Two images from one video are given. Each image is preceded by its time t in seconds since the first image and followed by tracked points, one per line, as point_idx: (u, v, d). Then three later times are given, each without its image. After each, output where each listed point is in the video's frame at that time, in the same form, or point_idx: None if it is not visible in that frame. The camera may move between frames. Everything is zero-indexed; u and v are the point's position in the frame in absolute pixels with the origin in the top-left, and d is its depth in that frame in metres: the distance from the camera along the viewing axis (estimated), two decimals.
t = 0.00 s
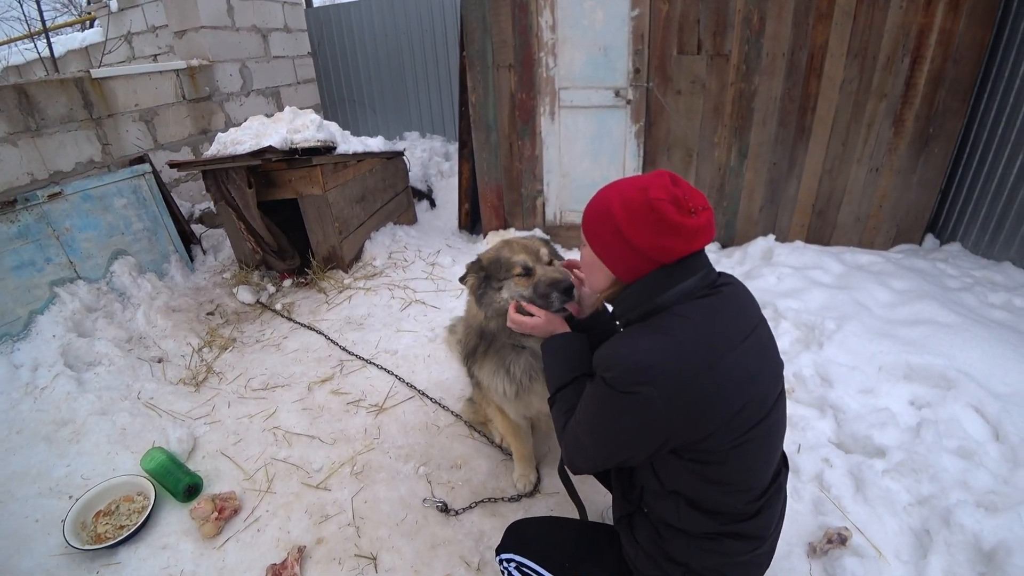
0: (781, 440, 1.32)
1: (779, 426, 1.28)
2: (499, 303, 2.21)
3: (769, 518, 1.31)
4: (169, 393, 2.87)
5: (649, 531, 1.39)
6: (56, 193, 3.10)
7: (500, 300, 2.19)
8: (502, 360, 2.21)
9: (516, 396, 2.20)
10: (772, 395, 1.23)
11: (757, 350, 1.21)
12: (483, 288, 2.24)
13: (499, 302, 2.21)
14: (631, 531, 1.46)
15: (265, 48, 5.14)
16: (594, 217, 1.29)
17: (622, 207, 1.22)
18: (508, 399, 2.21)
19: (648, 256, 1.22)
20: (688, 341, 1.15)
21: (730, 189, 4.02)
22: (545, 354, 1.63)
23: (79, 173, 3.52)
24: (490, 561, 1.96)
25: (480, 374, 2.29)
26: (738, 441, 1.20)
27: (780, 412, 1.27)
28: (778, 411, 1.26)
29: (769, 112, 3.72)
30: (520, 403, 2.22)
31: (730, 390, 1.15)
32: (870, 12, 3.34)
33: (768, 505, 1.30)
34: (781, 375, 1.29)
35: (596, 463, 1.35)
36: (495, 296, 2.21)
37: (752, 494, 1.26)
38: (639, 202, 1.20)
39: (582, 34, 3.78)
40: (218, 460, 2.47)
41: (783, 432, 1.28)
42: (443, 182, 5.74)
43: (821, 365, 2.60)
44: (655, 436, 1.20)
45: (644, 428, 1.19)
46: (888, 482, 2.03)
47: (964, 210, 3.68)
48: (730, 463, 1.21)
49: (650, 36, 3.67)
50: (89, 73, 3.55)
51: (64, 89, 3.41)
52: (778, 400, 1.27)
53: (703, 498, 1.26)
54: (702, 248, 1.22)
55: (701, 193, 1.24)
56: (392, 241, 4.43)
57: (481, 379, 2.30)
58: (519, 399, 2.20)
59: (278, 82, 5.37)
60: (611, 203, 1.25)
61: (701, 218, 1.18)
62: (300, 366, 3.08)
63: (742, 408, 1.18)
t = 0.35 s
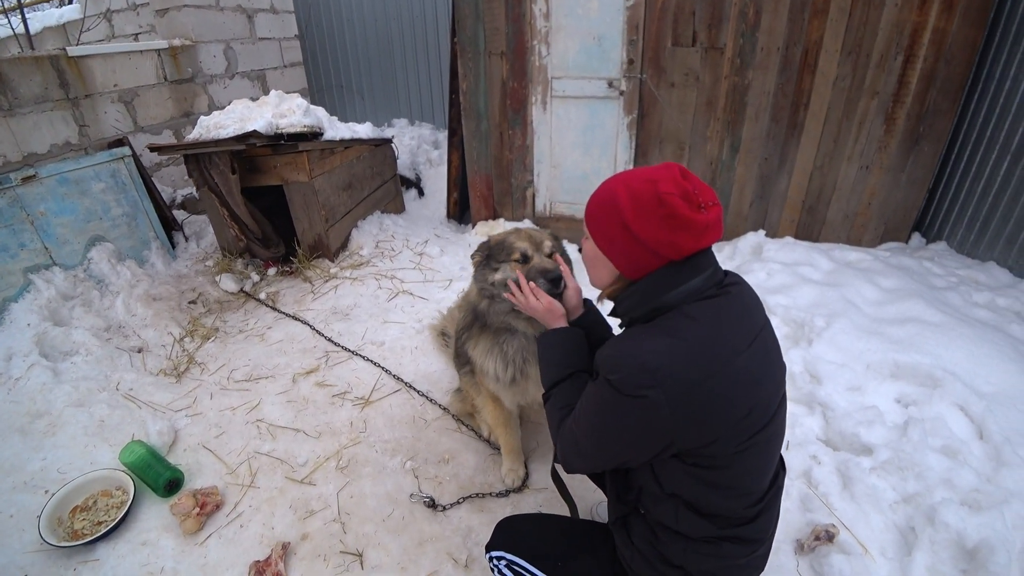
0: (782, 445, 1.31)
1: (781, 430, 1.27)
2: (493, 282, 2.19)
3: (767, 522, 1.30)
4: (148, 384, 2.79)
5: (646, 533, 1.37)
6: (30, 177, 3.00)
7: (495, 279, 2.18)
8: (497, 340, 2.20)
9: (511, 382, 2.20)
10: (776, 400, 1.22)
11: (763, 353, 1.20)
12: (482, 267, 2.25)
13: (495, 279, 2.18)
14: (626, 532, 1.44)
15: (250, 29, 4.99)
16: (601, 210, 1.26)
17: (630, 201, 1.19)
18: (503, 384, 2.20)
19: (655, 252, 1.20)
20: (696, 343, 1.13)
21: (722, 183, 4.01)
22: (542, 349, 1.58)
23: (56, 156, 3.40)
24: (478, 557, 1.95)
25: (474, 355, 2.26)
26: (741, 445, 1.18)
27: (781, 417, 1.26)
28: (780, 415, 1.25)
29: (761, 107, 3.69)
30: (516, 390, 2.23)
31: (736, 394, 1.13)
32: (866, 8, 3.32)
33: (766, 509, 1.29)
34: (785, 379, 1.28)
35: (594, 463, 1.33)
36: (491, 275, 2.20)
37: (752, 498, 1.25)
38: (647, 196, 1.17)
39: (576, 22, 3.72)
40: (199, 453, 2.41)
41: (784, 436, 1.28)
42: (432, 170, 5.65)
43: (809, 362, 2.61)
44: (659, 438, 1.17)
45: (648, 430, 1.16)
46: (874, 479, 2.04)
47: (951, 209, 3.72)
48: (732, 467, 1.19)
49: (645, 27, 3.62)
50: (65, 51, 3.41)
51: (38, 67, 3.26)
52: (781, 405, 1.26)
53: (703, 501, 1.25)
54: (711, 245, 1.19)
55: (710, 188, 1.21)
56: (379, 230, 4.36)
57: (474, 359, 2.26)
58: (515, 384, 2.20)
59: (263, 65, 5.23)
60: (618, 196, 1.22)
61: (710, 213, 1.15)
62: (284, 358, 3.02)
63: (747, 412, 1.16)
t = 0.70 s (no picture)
0: (769, 452, 1.31)
1: (768, 437, 1.27)
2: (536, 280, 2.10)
3: (746, 528, 1.31)
4: (137, 380, 2.77)
5: (627, 529, 1.39)
6: (17, 168, 2.96)
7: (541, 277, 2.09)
8: (510, 348, 2.21)
9: (511, 386, 2.26)
10: (764, 406, 1.22)
11: (755, 358, 1.19)
12: (519, 263, 2.07)
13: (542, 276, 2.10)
14: (610, 528, 1.46)
15: (243, 22, 4.94)
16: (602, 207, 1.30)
17: (628, 198, 1.22)
18: (501, 388, 2.25)
19: (650, 249, 1.22)
20: (684, 343, 1.14)
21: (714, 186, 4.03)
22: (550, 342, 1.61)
23: (45, 148, 3.36)
24: (467, 556, 1.95)
25: (476, 370, 2.25)
26: (725, 447, 1.19)
27: (769, 424, 1.26)
28: (768, 423, 1.25)
29: (755, 111, 3.71)
30: (515, 391, 2.29)
31: (721, 396, 1.14)
32: (859, 15, 3.35)
33: (747, 514, 1.30)
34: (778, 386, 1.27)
35: (580, 455, 1.35)
36: (533, 272, 2.09)
37: (732, 502, 1.26)
38: (643, 194, 1.19)
39: (572, 22, 3.72)
40: (187, 451, 2.40)
41: (771, 444, 1.28)
42: (425, 167, 5.64)
43: (798, 365, 2.64)
44: (641, 433, 1.19)
45: (630, 424, 1.18)
46: (860, 482, 2.07)
47: (939, 214, 3.77)
48: (713, 468, 1.20)
49: (640, 28, 3.63)
50: (54, 41, 3.36)
51: (27, 57, 3.21)
52: (771, 412, 1.26)
53: (683, 501, 1.26)
54: (709, 243, 1.20)
55: (711, 187, 1.22)
56: (372, 227, 4.34)
57: (477, 373, 2.25)
58: (513, 387, 2.26)
59: (257, 58, 5.18)
60: (618, 194, 1.25)
61: (707, 212, 1.16)
62: (274, 354, 3.00)
63: (732, 415, 1.17)
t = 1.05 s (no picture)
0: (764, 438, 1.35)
1: (764, 423, 1.31)
2: (470, 319, 2.19)
3: (744, 512, 1.34)
4: (132, 374, 2.76)
5: (627, 518, 1.41)
6: (14, 162, 2.95)
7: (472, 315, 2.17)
8: (469, 354, 2.28)
9: (487, 384, 2.31)
10: (761, 393, 1.26)
11: (751, 345, 1.24)
12: (453, 305, 2.21)
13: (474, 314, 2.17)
14: (609, 517, 1.48)
15: (241, 19, 4.94)
16: (594, 208, 1.32)
17: (619, 195, 1.26)
18: (482, 385, 2.31)
19: (649, 241, 1.24)
20: (688, 331, 1.16)
21: (709, 186, 4.06)
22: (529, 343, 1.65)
23: (41, 142, 3.34)
24: (462, 550, 1.97)
25: (450, 368, 2.39)
26: (727, 432, 1.22)
27: (765, 410, 1.30)
28: (764, 409, 1.29)
29: (750, 112, 3.75)
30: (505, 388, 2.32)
31: (724, 382, 1.17)
32: (853, 19, 3.40)
33: (745, 499, 1.33)
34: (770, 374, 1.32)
35: (583, 448, 1.35)
36: (464, 312, 2.18)
37: (732, 487, 1.29)
38: (635, 188, 1.23)
39: (569, 23, 3.74)
40: (183, 445, 2.40)
41: (767, 430, 1.32)
42: (422, 166, 5.65)
43: (790, 363, 2.67)
44: (648, 421, 1.20)
45: (638, 414, 1.19)
46: (850, 478, 2.10)
47: (931, 216, 3.81)
48: (716, 455, 1.23)
49: (637, 29, 3.66)
50: (51, 36, 3.35)
51: (24, 52, 3.21)
52: (766, 399, 1.30)
53: (685, 487, 1.28)
54: (699, 232, 1.23)
55: (695, 180, 1.27)
56: (368, 225, 4.35)
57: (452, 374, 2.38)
58: (492, 384, 2.32)
59: (254, 56, 5.18)
60: (609, 193, 1.28)
61: (697, 201, 1.20)
62: (270, 350, 3.01)
63: (733, 400, 1.20)
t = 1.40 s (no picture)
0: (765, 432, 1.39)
1: (766, 418, 1.34)
2: (461, 307, 2.28)
3: (748, 504, 1.37)
4: (140, 362, 2.80)
5: (633, 511, 1.43)
6: (27, 151, 2.99)
7: (462, 302, 2.26)
8: (465, 340, 2.31)
9: (486, 369, 2.29)
10: (764, 389, 1.30)
11: (755, 342, 1.27)
12: (442, 293, 2.32)
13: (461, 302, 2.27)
14: (614, 510, 1.50)
15: (251, 14, 4.98)
16: (591, 211, 1.33)
17: (615, 198, 1.26)
18: (482, 369, 2.29)
19: (649, 242, 1.25)
20: (697, 331, 1.18)
21: (713, 187, 4.08)
22: (525, 338, 1.66)
23: (52, 132, 3.38)
24: (465, 539, 1.99)
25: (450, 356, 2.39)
26: (732, 427, 1.25)
27: (767, 404, 1.34)
28: (766, 404, 1.33)
29: (755, 114, 3.77)
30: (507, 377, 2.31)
31: (730, 378, 1.20)
32: (859, 23, 3.41)
33: (748, 491, 1.37)
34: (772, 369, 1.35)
35: (589, 446, 1.36)
36: (452, 300, 2.28)
37: (736, 480, 1.32)
38: (631, 191, 1.23)
39: (577, 22, 3.77)
40: (190, 432, 2.43)
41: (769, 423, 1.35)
42: (428, 163, 5.67)
43: (792, 362, 2.69)
44: (656, 419, 1.22)
45: (648, 413, 1.21)
46: (849, 475, 2.12)
47: (934, 221, 3.83)
48: (722, 450, 1.26)
49: (644, 30, 3.68)
50: (65, 27, 3.39)
51: (38, 43, 3.24)
52: (768, 394, 1.34)
53: (692, 481, 1.31)
54: (700, 228, 1.24)
55: (689, 174, 1.27)
56: (374, 220, 4.37)
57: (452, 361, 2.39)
58: (493, 368, 2.29)
59: (263, 50, 5.22)
60: (604, 197, 1.28)
61: (694, 200, 1.21)
62: (276, 341, 3.04)
63: (739, 395, 1.23)
